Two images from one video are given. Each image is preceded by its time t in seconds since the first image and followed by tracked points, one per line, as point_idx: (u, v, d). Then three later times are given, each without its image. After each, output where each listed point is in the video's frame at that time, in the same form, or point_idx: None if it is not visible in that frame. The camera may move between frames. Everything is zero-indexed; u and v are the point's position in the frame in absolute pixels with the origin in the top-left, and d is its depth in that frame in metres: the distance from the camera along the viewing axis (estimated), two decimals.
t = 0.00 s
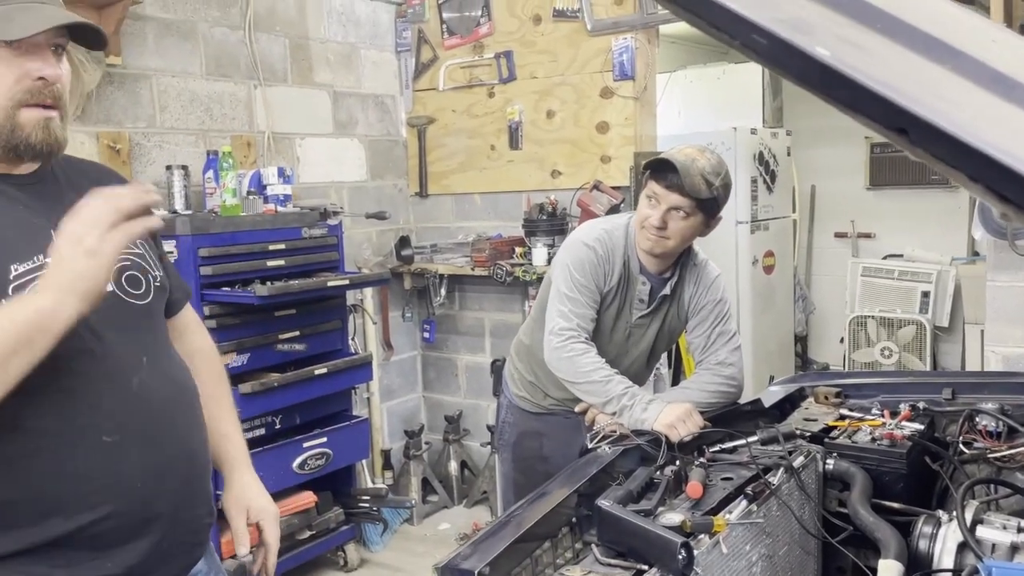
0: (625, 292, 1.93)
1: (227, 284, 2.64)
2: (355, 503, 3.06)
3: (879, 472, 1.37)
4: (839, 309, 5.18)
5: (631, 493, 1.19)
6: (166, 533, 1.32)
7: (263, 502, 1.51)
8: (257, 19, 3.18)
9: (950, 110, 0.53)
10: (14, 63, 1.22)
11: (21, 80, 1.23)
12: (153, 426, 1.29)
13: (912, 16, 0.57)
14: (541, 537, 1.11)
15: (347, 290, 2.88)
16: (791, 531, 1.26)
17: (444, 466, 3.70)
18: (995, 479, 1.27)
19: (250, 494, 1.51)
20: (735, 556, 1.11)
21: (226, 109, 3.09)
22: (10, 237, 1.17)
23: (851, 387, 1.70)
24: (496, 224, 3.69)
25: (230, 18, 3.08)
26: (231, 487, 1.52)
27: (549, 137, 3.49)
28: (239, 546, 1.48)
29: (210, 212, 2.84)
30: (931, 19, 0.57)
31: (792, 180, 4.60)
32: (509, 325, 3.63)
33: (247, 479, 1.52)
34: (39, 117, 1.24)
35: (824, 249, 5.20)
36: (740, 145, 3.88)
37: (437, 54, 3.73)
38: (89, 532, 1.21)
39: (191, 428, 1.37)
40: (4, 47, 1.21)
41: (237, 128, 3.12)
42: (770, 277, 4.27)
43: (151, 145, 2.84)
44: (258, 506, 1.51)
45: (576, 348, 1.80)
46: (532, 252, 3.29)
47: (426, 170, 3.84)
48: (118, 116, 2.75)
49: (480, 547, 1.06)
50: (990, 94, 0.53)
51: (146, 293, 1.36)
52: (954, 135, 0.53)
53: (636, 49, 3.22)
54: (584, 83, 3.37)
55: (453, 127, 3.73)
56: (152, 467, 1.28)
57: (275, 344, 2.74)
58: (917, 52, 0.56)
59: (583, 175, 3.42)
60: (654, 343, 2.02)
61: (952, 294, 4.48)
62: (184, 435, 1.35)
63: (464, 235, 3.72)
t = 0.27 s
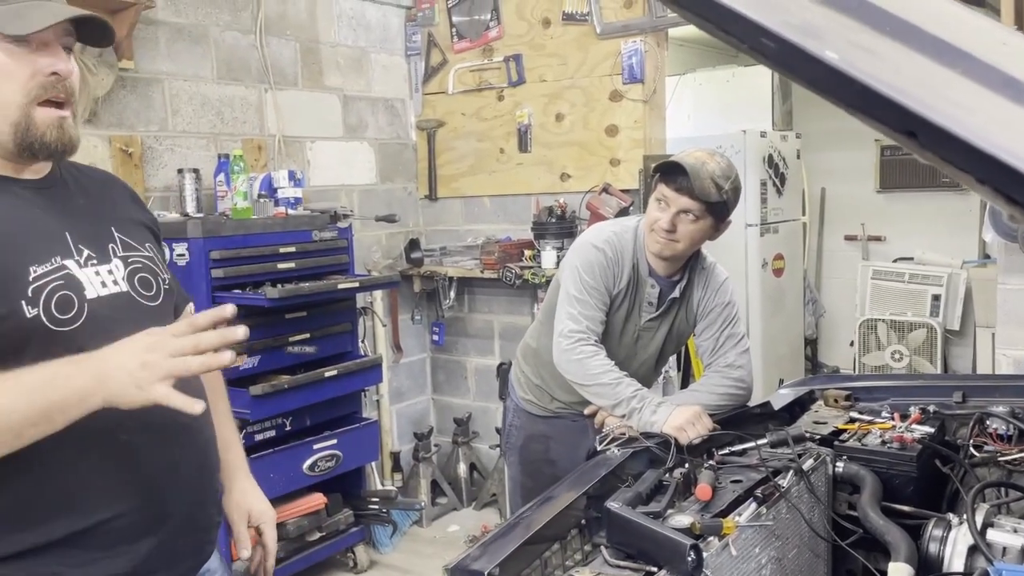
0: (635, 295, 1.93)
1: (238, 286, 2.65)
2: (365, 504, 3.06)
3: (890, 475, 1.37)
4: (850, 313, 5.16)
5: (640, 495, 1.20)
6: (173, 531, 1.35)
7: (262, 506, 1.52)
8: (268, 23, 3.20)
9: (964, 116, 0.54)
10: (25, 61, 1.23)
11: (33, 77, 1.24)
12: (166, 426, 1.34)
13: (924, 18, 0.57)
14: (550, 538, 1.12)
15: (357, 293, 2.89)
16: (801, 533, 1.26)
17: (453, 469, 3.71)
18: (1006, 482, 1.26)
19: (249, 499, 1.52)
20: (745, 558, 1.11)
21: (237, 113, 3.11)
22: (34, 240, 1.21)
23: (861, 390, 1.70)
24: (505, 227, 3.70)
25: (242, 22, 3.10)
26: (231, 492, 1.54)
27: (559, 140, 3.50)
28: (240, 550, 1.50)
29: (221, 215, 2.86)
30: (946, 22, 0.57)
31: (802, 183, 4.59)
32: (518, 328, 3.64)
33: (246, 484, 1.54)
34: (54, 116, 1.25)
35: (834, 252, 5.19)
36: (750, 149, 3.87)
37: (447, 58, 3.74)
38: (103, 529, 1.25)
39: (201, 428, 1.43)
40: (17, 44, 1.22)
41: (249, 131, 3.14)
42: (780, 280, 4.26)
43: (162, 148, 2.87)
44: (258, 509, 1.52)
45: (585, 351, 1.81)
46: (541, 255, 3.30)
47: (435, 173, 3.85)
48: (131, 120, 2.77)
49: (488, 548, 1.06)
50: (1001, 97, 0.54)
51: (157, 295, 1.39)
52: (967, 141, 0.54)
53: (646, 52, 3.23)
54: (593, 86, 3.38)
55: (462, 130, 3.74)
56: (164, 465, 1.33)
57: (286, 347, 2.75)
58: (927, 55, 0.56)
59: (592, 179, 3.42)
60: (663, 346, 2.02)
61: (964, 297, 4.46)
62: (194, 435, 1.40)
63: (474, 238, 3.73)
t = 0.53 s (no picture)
0: (643, 297, 1.94)
1: (250, 288, 2.67)
2: (375, 505, 3.07)
3: (900, 477, 1.37)
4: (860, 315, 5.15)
5: (650, 496, 1.20)
6: (183, 528, 1.37)
7: (270, 507, 1.52)
8: (279, 26, 3.22)
9: (972, 117, 0.54)
10: (68, 76, 1.23)
11: (75, 91, 1.24)
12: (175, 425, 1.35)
13: (928, 19, 0.58)
14: (561, 538, 1.12)
15: (367, 294, 2.91)
16: (811, 535, 1.26)
17: (462, 470, 3.72)
18: (1017, 484, 1.26)
19: (256, 500, 1.52)
20: (755, 559, 1.12)
21: (248, 116, 3.13)
22: (47, 242, 1.22)
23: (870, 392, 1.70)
24: (515, 229, 3.71)
25: (253, 25, 3.12)
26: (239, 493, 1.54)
27: (568, 143, 3.50)
28: (248, 551, 1.50)
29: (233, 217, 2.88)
30: (950, 23, 0.57)
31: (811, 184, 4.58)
32: (527, 330, 3.65)
33: (254, 485, 1.54)
34: (89, 127, 1.27)
35: (844, 255, 5.17)
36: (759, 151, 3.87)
37: (456, 61, 3.75)
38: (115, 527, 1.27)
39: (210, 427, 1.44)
40: (65, 59, 1.22)
41: (260, 134, 3.16)
42: (789, 282, 4.25)
43: (175, 151, 2.89)
44: (266, 510, 1.52)
45: (595, 352, 1.81)
46: (550, 257, 3.31)
47: (445, 175, 3.87)
48: (143, 122, 2.79)
49: (499, 548, 1.07)
50: (1011, 99, 0.54)
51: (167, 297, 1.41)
52: (977, 143, 0.54)
53: (655, 55, 3.23)
54: (603, 88, 3.38)
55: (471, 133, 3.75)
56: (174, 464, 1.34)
57: (297, 348, 2.77)
58: (937, 58, 0.56)
59: (601, 181, 3.43)
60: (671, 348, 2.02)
61: (974, 300, 4.44)
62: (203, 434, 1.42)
63: (483, 240, 3.74)
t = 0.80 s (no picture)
0: (649, 297, 1.94)
1: (258, 288, 2.68)
2: (382, 504, 3.07)
3: (907, 477, 1.36)
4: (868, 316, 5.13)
5: (657, 495, 1.21)
6: (187, 526, 1.38)
7: (278, 502, 1.52)
8: (288, 27, 3.23)
9: (979, 117, 0.55)
10: (82, 82, 1.22)
11: (88, 96, 1.24)
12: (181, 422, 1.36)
13: (931, 17, 0.58)
14: (568, 537, 1.13)
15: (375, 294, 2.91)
16: (818, 534, 1.26)
17: (469, 470, 3.72)
18: None
19: (265, 495, 1.52)
20: (761, 558, 1.12)
21: (257, 116, 3.14)
22: (52, 240, 1.23)
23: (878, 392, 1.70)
24: (522, 230, 3.71)
25: (262, 26, 3.13)
26: (247, 489, 1.54)
27: (575, 143, 3.51)
28: (255, 546, 1.50)
29: (241, 217, 2.89)
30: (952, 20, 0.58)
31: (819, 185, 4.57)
32: (534, 330, 3.65)
33: (262, 481, 1.55)
34: (101, 131, 1.27)
35: (852, 256, 5.16)
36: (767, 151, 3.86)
37: (464, 62, 3.77)
38: (120, 523, 1.28)
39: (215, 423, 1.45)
40: (80, 66, 1.21)
41: (268, 134, 3.17)
42: (797, 283, 4.24)
43: (183, 151, 2.90)
44: (274, 505, 1.52)
45: (601, 351, 1.82)
46: (557, 258, 3.31)
47: (453, 176, 3.87)
48: (153, 123, 2.81)
49: (506, 546, 1.07)
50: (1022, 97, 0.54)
51: (171, 297, 1.42)
52: (984, 142, 0.54)
53: (662, 55, 3.23)
54: (610, 89, 3.39)
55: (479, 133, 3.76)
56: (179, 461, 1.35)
57: (305, 348, 2.78)
58: (945, 57, 0.57)
59: (608, 182, 3.43)
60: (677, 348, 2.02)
61: (983, 301, 4.40)
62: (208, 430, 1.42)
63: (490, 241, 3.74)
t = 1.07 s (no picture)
0: (654, 299, 1.94)
1: (265, 288, 2.69)
2: (389, 504, 3.09)
3: (913, 478, 1.36)
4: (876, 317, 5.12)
5: (662, 495, 1.21)
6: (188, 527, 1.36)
7: (285, 502, 1.53)
8: (296, 29, 3.24)
9: (979, 118, 0.55)
10: (89, 86, 1.25)
11: (96, 99, 1.27)
12: (185, 426, 1.33)
13: (931, 17, 0.58)
14: (574, 536, 1.13)
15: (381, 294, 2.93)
16: (824, 535, 1.26)
17: (475, 470, 3.73)
18: None
19: (272, 494, 1.53)
20: (767, 558, 1.12)
21: (265, 118, 3.16)
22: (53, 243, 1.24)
23: (885, 393, 1.70)
24: (529, 231, 3.72)
25: (270, 28, 3.15)
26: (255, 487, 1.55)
27: (582, 144, 3.51)
28: (263, 544, 1.52)
29: (249, 218, 2.91)
30: (951, 21, 0.58)
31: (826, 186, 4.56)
32: (541, 331, 3.65)
33: (270, 479, 1.55)
34: (109, 133, 1.30)
35: (860, 256, 5.15)
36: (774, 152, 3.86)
37: (470, 63, 3.77)
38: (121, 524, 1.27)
39: (223, 425, 1.41)
40: (88, 70, 1.24)
41: (276, 135, 3.19)
42: (804, 283, 4.23)
43: (192, 152, 2.92)
44: (282, 505, 1.53)
45: (606, 353, 1.82)
46: (564, 258, 3.31)
47: (459, 176, 3.88)
48: (161, 125, 2.82)
49: (512, 545, 1.08)
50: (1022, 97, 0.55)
51: (178, 297, 1.40)
52: (983, 142, 0.55)
53: (669, 56, 3.23)
54: (617, 90, 3.39)
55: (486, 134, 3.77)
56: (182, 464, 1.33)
57: (312, 348, 2.79)
58: (945, 58, 0.57)
59: (615, 182, 3.44)
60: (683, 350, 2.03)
61: (991, 302, 4.39)
62: (214, 435, 1.38)
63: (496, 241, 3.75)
